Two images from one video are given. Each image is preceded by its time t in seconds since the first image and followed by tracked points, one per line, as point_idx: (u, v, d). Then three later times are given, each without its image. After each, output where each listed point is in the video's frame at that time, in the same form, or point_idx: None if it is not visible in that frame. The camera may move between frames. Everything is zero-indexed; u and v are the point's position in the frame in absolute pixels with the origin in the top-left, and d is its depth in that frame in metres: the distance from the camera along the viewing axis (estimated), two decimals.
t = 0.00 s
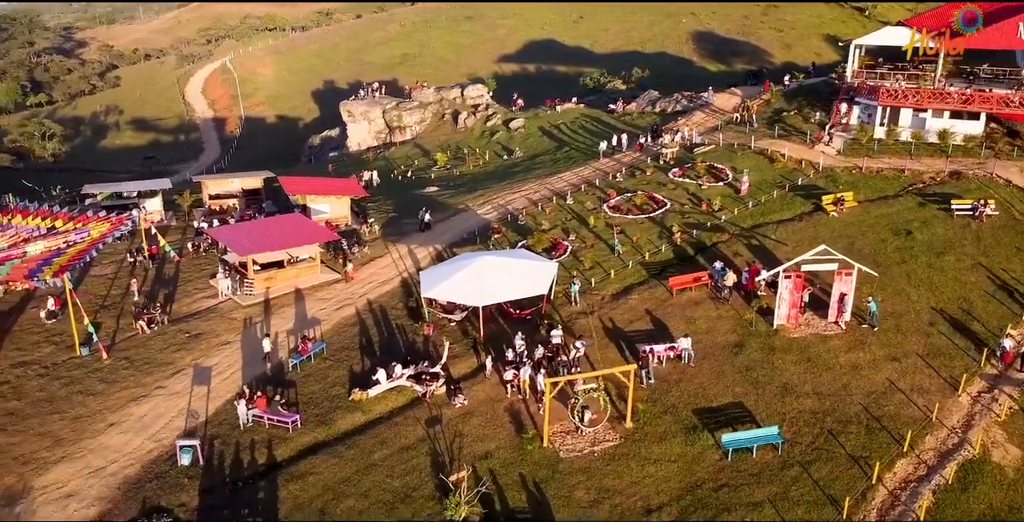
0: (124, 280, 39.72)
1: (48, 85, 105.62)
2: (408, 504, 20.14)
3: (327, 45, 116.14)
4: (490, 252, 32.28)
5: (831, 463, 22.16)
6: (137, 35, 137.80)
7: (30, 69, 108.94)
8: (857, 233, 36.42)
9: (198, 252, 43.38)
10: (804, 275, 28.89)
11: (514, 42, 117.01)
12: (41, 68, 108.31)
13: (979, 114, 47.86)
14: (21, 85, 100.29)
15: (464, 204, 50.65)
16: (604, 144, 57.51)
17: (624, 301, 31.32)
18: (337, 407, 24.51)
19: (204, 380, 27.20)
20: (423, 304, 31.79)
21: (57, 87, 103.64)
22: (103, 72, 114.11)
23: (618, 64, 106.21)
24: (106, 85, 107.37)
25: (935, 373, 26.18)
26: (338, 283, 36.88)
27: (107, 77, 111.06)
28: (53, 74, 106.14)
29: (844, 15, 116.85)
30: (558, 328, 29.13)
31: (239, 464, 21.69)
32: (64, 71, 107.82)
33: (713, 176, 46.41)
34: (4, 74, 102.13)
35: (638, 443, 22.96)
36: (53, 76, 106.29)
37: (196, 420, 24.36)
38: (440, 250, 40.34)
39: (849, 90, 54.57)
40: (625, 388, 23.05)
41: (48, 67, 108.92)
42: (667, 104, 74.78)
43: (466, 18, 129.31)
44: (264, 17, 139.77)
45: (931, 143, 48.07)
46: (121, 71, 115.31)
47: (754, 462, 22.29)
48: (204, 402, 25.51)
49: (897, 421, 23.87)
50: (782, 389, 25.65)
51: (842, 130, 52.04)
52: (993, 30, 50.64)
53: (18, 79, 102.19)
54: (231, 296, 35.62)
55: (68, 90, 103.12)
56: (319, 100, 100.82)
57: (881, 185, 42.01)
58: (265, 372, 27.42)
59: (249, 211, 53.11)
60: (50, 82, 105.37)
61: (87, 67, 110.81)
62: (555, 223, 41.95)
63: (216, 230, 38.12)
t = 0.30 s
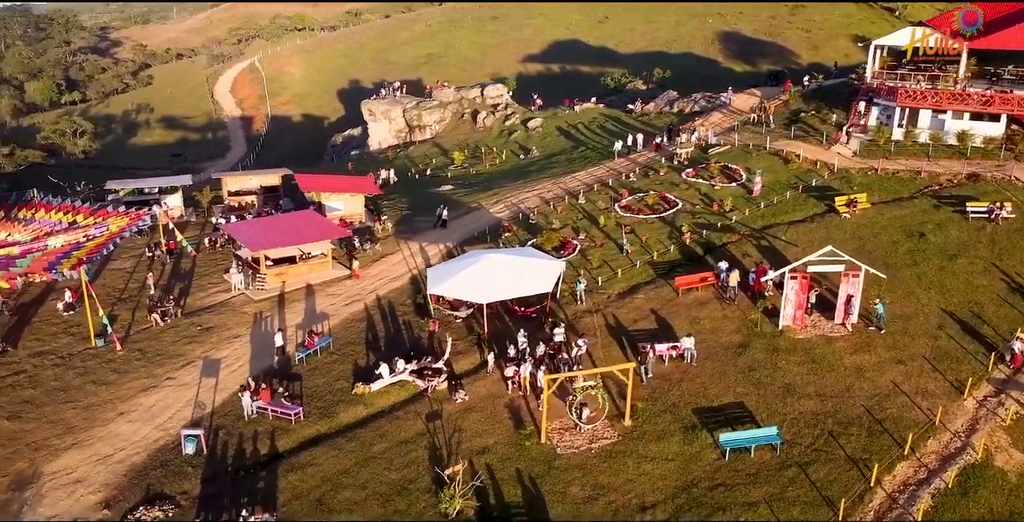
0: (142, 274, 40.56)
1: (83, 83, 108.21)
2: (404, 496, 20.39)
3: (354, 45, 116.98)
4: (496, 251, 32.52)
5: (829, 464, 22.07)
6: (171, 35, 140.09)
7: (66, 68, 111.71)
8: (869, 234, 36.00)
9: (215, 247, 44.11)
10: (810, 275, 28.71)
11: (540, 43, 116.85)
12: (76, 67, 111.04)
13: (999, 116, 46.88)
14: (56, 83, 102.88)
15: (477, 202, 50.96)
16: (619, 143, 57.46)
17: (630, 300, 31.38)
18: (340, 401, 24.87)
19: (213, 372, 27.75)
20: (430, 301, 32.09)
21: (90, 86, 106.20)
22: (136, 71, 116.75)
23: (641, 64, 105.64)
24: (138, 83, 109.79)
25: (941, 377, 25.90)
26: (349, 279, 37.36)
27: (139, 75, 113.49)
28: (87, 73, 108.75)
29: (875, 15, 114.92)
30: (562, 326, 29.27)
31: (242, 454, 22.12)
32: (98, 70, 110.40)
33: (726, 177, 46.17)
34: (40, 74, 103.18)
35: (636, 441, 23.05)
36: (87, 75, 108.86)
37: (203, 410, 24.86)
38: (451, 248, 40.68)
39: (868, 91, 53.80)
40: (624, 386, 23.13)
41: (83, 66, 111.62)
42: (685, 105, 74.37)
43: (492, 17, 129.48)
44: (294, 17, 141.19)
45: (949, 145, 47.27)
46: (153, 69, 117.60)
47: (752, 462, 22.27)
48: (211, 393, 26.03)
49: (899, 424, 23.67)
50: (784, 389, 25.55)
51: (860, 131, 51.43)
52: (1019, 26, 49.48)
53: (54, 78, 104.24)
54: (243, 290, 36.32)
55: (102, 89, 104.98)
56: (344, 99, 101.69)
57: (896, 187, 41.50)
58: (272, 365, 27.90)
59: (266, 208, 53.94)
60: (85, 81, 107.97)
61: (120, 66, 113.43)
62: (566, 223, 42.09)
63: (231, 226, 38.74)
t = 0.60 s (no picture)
0: (160, 268, 41.40)
1: (117, 82, 110.71)
2: (400, 489, 20.67)
3: (380, 44, 117.88)
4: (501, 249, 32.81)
5: (828, 466, 21.97)
6: (203, 35, 142.62)
7: (101, 67, 114.39)
8: (881, 236, 35.61)
9: (232, 243, 44.79)
10: (816, 277, 28.55)
11: (565, 43, 116.69)
12: (111, 66, 113.67)
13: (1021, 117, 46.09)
14: (91, 81, 105.44)
15: (490, 201, 51.25)
16: (635, 144, 57.41)
17: (636, 299, 31.44)
18: (343, 394, 25.25)
19: (222, 364, 28.33)
20: (438, 298, 32.41)
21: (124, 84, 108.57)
22: (168, 70, 118.97)
23: (664, 65, 105.04)
24: (170, 82, 111.61)
25: (947, 380, 25.60)
26: (360, 275, 37.83)
27: (172, 74, 115.36)
28: (121, 72, 111.16)
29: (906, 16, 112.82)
30: (566, 324, 29.41)
31: (245, 444, 22.57)
32: (132, 69, 112.79)
33: (740, 178, 45.95)
34: (76, 73, 106.05)
35: (634, 439, 23.13)
36: (121, 74, 111.32)
37: (210, 401, 25.37)
38: (461, 246, 41.01)
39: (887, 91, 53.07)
40: (622, 384, 23.22)
41: (117, 65, 114.19)
42: (703, 105, 73.87)
43: (517, 17, 129.61)
44: (323, 17, 142.71)
45: (969, 147, 46.56)
46: (185, 69, 119.56)
47: (750, 462, 22.25)
48: (219, 385, 26.58)
49: (901, 427, 23.48)
50: (787, 390, 25.44)
51: (878, 132, 50.81)
52: None
53: (90, 77, 107.05)
54: (256, 285, 36.93)
55: (134, 88, 106.70)
56: (370, 98, 102.40)
57: (911, 189, 40.99)
58: (279, 359, 28.42)
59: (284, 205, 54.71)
60: (119, 80, 110.43)
61: (153, 65, 115.74)
62: (577, 222, 42.20)
63: (245, 223, 39.39)
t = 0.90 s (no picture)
0: (177, 262, 42.23)
1: (149, 81, 113.09)
2: (397, 481, 20.96)
3: (406, 44, 118.50)
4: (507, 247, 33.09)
5: (826, 467, 21.89)
6: (234, 35, 144.84)
7: (134, 66, 116.91)
8: (893, 238, 35.22)
9: (248, 239, 45.52)
10: (822, 278, 28.40)
11: (590, 43, 116.29)
12: (143, 65, 116.08)
13: None
14: (123, 80, 107.81)
15: (503, 200, 51.51)
16: (650, 144, 57.34)
17: (641, 299, 31.49)
18: (347, 388, 25.63)
19: (231, 357, 28.91)
20: (445, 295, 32.74)
21: (155, 83, 110.83)
22: (199, 70, 121.07)
23: (688, 66, 104.25)
24: (201, 81, 113.51)
25: (952, 384, 25.32)
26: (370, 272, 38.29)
27: (202, 73, 117.32)
28: (153, 71, 113.48)
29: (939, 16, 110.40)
30: (570, 323, 29.56)
31: (249, 435, 23.03)
32: (164, 68, 115.07)
33: (754, 179, 45.70)
34: (109, 72, 109.16)
35: (632, 437, 23.21)
36: (153, 73, 113.66)
37: (217, 393, 25.90)
38: (472, 244, 41.31)
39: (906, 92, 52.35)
40: (620, 382, 23.33)
41: (150, 65, 116.50)
42: (722, 105, 73.31)
43: (542, 18, 129.50)
44: (352, 16, 143.95)
45: (988, 150, 45.79)
46: (215, 68, 121.50)
47: (747, 463, 22.24)
48: (227, 377, 27.13)
49: (903, 430, 23.30)
50: (788, 391, 25.35)
51: (896, 134, 50.15)
52: None
53: (123, 76, 109.65)
54: (268, 280, 37.59)
55: (166, 87, 108.34)
56: (394, 97, 102.97)
57: (926, 191, 40.48)
58: (287, 352, 28.93)
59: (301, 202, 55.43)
60: (151, 79, 112.77)
61: (184, 64, 117.88)
62: (588, 222, 42.27)
63: (258, 219, 40.00)
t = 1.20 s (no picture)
0: (194, 257, 43.04)
1: (181, 80, 115.47)
2: (395, 474, 21.27)
3: (432, 44, 118.97)
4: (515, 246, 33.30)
5: (825, 469, 21.82)
6: (265, 36, 147.18)
7: (167, 66, 119.41)
8: (906, 240, 34.83)
9: (264, 235, 46.25)
10: (828, 280, 28.24)
11: (615, 43, 115.50)
12: (176, 64, 118.47)
13: None
14: (156, 79, 110.19)
15: (517, 199, 51.74)
16: (666, 144, 57.22)
17: (647, 298, 31.57)
18: (351, 382, 26.02)
19: (241, 350, 29.51)
20: (453, 292, 33.04)
21: (187, 83, 113.06)
22: (229, 69, 123.10)
23: (712, 66, 103.20)
24: (231, 80, 115.46)
25: (958, 388, 25.03)
26: (381, 268, 38.76)
27: (232, 73, 119.39)
28: (185, 71, 115.79)
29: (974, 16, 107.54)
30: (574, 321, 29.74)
31: (253, 427, 23.50)
32: (196, 67, 117.31)
33: (768, 179, 45.39)
34: (142, 71, 111.84)
35: (631, 435, 23.30)
36: (185, 72, 115.98)
37: (226, 385, 26.43)
38: (483, 242, 41.59)
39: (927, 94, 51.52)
40: (620, 380, 23.44)
41: (181, 64, 118.92)
42: (741, 106, 72.59)
43: (568, 18, 129.18)
44: (381, 17, 145.08)
45: (1008, 152, 44.97)
46: (244, 67, 123.53)
47: (745, 462, 22.24)
48: (236, 369, 27.71)
49: (905, 433, 23.12)
50: (790, 392, 25.28)
51: (915, 135, 49.43)
52: None
53: (156, 75, 112.13)
54: (281, 276, 38.19)
55: (197, 86, 110.58)
56: (418, 97, 103.49)
57: (943, 193, 39.93)
58: (295, 346, 29.44)
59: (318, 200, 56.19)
60: (182, 78, 115.12)
61: (215, 64, 120.04)
62: (599, 221, 42.35)
63: (273, 215, 40.56)
